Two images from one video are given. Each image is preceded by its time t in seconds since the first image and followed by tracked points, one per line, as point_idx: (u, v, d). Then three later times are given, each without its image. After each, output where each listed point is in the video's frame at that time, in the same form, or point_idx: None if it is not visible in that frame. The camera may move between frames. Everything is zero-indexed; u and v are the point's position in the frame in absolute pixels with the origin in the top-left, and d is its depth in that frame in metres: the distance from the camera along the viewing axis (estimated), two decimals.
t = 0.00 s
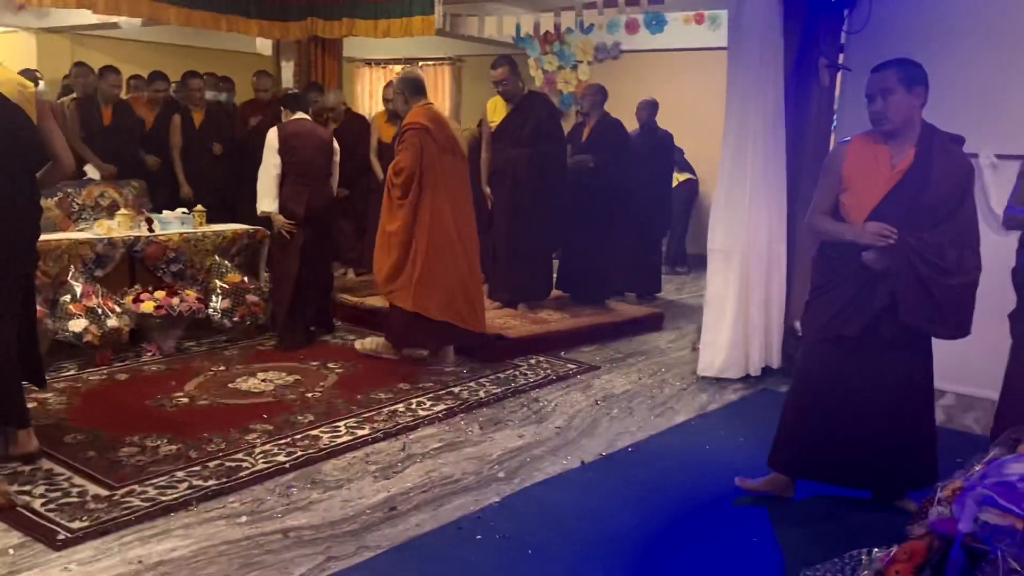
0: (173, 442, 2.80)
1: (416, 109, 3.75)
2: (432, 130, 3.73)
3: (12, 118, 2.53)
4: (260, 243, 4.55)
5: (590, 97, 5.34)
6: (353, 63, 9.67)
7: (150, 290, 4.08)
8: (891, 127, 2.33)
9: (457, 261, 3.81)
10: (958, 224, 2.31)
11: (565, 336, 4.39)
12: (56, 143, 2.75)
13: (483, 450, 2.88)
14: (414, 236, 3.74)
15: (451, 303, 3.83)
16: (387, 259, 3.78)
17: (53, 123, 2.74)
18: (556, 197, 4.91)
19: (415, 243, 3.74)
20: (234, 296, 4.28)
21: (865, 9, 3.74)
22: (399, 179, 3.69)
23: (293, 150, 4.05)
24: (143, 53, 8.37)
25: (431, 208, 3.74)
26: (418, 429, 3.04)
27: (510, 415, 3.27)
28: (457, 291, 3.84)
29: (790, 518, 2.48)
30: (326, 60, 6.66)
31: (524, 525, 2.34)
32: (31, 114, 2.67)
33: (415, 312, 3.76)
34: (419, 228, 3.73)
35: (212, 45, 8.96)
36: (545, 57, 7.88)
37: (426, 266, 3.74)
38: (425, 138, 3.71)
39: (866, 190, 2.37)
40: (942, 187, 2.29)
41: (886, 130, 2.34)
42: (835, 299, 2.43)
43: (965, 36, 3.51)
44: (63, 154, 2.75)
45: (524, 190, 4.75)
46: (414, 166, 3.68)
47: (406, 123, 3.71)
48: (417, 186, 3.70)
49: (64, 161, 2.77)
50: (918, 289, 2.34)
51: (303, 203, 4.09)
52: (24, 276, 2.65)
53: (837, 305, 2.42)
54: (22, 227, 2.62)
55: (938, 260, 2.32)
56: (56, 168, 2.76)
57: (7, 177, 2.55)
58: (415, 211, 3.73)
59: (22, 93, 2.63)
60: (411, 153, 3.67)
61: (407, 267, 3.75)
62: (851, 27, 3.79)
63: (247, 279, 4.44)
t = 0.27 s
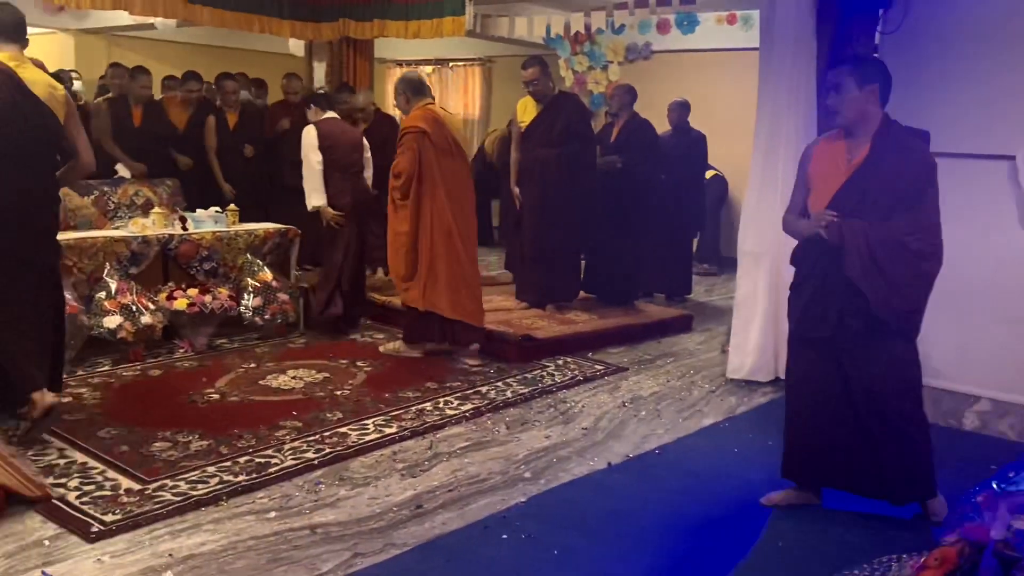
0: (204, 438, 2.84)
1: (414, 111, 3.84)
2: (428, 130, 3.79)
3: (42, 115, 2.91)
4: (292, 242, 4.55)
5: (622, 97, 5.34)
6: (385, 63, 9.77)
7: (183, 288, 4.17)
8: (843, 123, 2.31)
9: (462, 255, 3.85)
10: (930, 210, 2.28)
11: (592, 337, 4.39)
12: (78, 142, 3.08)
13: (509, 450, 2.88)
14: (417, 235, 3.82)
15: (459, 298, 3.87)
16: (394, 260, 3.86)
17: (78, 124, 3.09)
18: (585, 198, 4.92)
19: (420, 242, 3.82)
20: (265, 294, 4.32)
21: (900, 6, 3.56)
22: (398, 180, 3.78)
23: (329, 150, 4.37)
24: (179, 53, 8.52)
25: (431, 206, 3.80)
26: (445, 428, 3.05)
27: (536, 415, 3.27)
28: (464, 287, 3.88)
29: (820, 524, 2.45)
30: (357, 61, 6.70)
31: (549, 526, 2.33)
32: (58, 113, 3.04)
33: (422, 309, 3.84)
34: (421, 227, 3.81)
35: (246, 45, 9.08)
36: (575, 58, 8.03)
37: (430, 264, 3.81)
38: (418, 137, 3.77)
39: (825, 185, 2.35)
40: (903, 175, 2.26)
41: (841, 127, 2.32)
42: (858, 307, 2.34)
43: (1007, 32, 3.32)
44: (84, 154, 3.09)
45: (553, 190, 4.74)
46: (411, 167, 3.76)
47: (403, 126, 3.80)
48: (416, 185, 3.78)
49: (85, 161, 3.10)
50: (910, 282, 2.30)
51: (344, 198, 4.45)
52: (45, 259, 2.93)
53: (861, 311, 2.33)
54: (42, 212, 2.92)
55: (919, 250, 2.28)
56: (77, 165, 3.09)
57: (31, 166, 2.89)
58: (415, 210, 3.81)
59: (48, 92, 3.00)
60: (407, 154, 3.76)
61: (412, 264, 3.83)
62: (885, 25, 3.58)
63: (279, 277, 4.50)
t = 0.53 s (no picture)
0: (231, 434, 2.87)
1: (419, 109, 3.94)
2: (431, 130, 3.88)
3: (72, 117, 2.97)
4: (320, 242, 4.59)
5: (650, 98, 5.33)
6: (412, 63, 9.84)
7: (212, 286, 4.20)
8: (816, 119, 2.37)
9: (462, 249, 3.97)
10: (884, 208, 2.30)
11: (618, 338, 4.38)
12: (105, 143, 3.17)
13: (533, 450, 2.89)
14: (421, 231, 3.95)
15: (460, 290, 3.99)
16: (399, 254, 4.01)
17: (106, 123, 3.18)
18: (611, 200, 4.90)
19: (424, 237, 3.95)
20: (292, 293, 4.37)
21: (931, 9, 3.78)
22: (402, 178, 3.89)
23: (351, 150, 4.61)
24: (209, 54, 8.60)
25: (434, 203, 3.91)
26: (469, 428, 3.06)
27: (561, 416, 3.27)
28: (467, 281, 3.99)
29: (846, 529, 2.43)
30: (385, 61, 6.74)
31: (573, 526, 2.33)
32: (87, 114, 3.12)
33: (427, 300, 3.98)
34: (425, 223, 3.93)
35: (275, 47, 9.16)
36: (603, 58, 8.01)
37: (434, 259, 3.94)
38: (421, 135, 3.88)
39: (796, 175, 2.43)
40: (857, 173, 2.27)
41: (812, 124, 2.38)
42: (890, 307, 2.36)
43: None
44: (110, 155, 3.17)
45: (578, 191, 4.73)
46: (414, 166, 3.87)
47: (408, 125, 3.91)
48: (418, 183, 3.89)
49: (109, 161, 3.18)
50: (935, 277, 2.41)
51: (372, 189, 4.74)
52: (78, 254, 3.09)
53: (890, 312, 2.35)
54: (75, 208, 3.05)
55: (876, 251, 2.31)
56: (101, 164, 3.18)
57: (59, 169, 2.99)
58: (419, 206, 3.93)
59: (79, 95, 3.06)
60: (410, 154, 3.87)
61: (418, 258, 3.98)
62: (915, 28, 3.80)
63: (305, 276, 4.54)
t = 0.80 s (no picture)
0: (254, 432, 2.89)
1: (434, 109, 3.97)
2: (443, 129, 3.90)
3: (85, 116, 3.03)
4: (342, 241, 4.61)
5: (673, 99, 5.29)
6: (434, 63, 9.87)
7: (236, 285, 4.23)
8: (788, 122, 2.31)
9: (467, 246, 3.97)
10: (823, 201, 2.19)
11: (640, 339, 4.36)
12: (120, 142, 3.20)
13: (554, 450, 2.89)
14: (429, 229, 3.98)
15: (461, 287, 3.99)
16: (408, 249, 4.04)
17: (122, 125, 3.22)
18: (634, 200, 4.89)
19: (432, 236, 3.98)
20: (315, 291, 4.40)
21: (958, 9, 3.80)
22: (412, 176, 3.93)
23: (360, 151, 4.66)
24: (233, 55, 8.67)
25: (442, 203, 3.93)
26: (491, 427, 3.06)
27: (583, 416, 3.27)
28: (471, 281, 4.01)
29: (871, 532, 2.41)
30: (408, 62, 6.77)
31: (594, 526, 2.33)
32: (102, 114, 3.15)
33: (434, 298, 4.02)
34: (432, 222, 3.96)
35: (300, 47, 9.22)
36: (625, 58, 7.87)
37: (440, 259, 3.96)
38: (433, 134, 3.91)
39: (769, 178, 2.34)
40: (806, 169, 2.19)
41: (784, 123, 2.32)
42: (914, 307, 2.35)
43: None
44: (126, 154, 3.20)
45: (601, 191, 4.72)
46: (425, 164, 3.90)
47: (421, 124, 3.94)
48: (428, 182, 3.92)
49: (125, 161, 3.20)
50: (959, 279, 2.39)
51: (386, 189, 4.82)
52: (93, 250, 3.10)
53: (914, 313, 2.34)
54: (90, 204, 3.08)
55: (807, 243, 2.21)
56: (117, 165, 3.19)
57: (73, 165, 3.03)
58: (428, 206, 3.95)
59: (95, 94, 3.11)
60: (421, 152, 3.90)
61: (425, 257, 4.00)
62: (943, 28, 3.85)
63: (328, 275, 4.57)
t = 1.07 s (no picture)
0: (275, 430, 2.91)
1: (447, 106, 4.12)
2: (457, 125, 4.05)
3: (80, 116, 3.06)
4: (362, 241, 4.64)
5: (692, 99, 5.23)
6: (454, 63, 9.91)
7: (257, 283, 4.26)
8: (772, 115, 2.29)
9: (476, 239, 4.10)
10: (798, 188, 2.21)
11: (658, 340, 4.35)
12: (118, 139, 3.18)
13: (572, 450, 2.89)
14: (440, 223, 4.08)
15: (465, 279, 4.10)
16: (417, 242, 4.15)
17: (121, 123, 3.20)
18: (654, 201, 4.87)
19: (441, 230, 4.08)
20: (334, 290, 4.42)
21: (982, 8, 3.77)
22: (425, 169, 4.04)
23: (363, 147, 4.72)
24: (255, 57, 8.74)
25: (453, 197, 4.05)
26: (509, 427, 3.06)
27: (602, 417, 3.26)
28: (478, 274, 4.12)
29: (892, 535, 2.39)
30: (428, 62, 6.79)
31: (611, 527, 2.33)
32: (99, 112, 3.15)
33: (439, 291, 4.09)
34: (443, 216, 4.06)
35: (322, 49, 9.27)
36: (645, 58, 7.92)
37: (450, 251, 4.07)
38: (446, 129, 4.05)
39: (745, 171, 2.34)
40: (784, 154, 2.21)
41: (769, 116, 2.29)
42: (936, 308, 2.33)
43: None
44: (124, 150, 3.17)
45: (621, 191, 4.71)
46: (438, 158, 4.03)
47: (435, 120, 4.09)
48: (440, 176, 4.05)
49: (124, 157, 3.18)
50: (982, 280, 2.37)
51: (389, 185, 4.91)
52: (102, 256, 3.24)
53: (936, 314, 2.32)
54: (96, 211, 3.18)
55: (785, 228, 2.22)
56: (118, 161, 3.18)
57: (71, 164, 3.09)
58: (439, 200, 4.08)
59: (92, 91, 3.13)
60: (435, 146, 4.03)
61: (433, 251, 4.08)
62: (967, 27, 3.82)
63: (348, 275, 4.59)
